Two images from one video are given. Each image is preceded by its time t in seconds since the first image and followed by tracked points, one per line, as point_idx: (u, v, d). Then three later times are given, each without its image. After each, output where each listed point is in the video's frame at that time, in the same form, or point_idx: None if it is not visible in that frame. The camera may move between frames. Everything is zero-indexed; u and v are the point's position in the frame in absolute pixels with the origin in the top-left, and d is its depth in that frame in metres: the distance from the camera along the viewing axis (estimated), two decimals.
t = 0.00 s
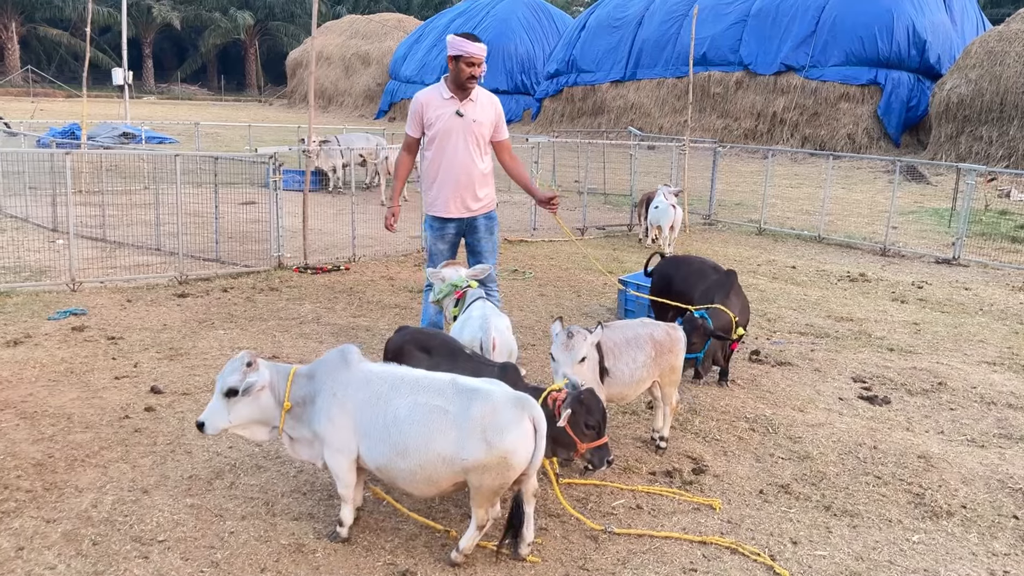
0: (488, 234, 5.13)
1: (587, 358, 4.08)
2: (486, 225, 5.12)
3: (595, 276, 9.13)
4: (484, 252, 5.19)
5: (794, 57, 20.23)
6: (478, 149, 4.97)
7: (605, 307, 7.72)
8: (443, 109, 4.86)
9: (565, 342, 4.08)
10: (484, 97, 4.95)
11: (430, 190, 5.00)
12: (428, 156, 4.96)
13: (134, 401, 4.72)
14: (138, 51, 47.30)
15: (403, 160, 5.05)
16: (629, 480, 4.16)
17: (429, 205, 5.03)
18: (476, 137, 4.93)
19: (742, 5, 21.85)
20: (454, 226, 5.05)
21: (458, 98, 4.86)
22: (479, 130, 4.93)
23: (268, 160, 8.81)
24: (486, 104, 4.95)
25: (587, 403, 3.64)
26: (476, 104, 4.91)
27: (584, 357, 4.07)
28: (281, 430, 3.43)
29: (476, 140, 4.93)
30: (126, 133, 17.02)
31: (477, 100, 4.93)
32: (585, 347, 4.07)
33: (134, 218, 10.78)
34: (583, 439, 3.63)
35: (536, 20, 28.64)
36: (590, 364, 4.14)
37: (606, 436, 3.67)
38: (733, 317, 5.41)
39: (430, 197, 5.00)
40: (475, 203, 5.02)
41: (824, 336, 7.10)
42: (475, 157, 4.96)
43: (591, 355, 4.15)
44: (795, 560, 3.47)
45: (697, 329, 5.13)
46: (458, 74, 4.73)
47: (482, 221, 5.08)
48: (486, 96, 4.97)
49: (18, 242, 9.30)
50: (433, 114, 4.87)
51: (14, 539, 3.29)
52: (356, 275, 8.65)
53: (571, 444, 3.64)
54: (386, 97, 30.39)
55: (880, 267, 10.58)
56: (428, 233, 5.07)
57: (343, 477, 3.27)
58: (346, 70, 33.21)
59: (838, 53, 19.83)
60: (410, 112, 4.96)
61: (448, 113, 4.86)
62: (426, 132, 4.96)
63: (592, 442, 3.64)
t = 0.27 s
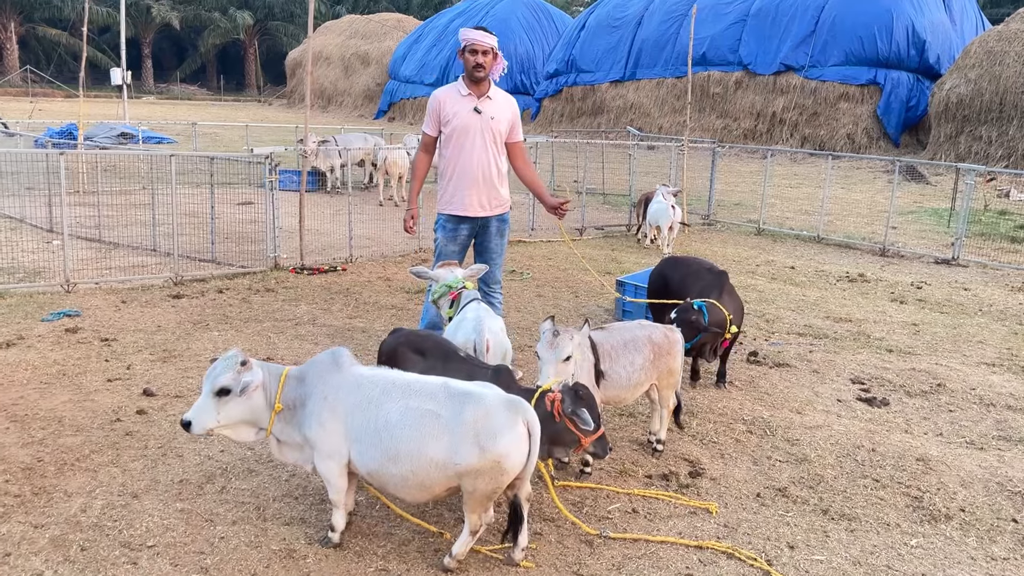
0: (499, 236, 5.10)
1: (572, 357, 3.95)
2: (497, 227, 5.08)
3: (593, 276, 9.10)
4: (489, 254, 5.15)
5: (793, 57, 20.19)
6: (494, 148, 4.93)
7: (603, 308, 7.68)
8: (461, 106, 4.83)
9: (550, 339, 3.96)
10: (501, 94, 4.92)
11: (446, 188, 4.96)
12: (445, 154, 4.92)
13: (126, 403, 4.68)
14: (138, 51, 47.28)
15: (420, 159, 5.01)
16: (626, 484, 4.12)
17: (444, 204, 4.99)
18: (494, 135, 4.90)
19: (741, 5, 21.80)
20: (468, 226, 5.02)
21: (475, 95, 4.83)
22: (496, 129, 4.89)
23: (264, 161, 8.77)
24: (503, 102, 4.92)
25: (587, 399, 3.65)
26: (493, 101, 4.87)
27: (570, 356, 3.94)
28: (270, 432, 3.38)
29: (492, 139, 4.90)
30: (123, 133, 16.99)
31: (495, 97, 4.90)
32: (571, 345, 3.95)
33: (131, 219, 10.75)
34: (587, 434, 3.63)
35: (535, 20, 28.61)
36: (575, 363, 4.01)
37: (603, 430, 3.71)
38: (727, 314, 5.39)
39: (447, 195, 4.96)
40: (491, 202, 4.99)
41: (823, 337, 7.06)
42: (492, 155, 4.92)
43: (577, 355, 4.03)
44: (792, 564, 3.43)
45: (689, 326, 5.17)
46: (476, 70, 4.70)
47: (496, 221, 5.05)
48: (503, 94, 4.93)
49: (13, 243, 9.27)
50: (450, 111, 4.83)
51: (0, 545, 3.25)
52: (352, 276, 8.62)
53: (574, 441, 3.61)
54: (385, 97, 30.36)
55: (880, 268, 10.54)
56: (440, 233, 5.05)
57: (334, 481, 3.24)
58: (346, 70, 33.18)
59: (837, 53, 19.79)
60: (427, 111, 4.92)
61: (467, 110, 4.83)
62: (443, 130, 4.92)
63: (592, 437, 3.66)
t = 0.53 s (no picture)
0: (505, 238, 5.04)
1: (558, 352, 3.99)
2: (505, 228, 5.02)
3: (591, 277, 9.06)
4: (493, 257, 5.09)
5: (791, 56, 20.16)
6: (508, 148, 4.88)
7: (600, 309, 7.64)
8: (477, 105, 4.78)
9: (536, 334, 4.01)
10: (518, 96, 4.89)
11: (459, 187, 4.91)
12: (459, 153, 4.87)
13: (118, 406, 4.64)
14: (135, 51, 47.22)
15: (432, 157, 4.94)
16: (621, 487, 4.09)
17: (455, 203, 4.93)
18: (509, 135, 4.86)
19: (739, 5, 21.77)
20: (478, 226, 4.96)
21: (491, 95, 4.79)
22: (511, 129, 4.86)
23: (259, 161, 8.74)
24: (518, 103, 4.89)
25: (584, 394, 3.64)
26: (509, 101, 4.84)
27: (554, 350, 3.98)
28: (258, 437, 3.35)
29: (506, 139, 4.86)
30: (120, 133, 16.94)
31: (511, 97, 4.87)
32: (558, 340, 4.00)
33: (127, 219, 10.70)
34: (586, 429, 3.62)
35: (533, 19, 28.57)
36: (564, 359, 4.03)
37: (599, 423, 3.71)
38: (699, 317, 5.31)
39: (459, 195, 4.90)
40: (503, 203, 4.94)
41: (821, 337, 7.03)
42: (505, 156, 4.88)
43: (566, 353, 4.04)
44: (789, 569, 3.40)
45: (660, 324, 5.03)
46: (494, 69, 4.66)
47: (506, 223, 5.00)
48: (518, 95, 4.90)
49: (7, 244, 9.22)
50: (466, 109, 4.78)
51: None
52: (348, 277, 8.57)
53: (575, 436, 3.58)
54: (382, 97, 30.32)
55: (878, 268, 10.52)
56: (447, 232, 4.98)
57: (324, 487, 3.20)
58: (344, 70, 33.14)
59: (836, 53, 19.78)
60: (442, 108, 4.86)
61: (483, 110, 4.78)
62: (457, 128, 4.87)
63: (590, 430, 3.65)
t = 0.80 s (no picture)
0: (505, 239, 5.02)
1: (541, 343, 3.93)
2: (504, 228, 4.99)
3: (588, 277, 9.02)
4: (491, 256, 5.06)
5: (789, 54, 20.13)
6: (512, 149, 4.83)
7: (597, 309, 7.60)
8: (484, 104, 4.69)
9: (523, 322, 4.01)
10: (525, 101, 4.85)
11: (458, 184, 4.81)
12: (461, 150, 4.76)
13: (109, 409, 4.59)
14: (132, 51, 47.11)
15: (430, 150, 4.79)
16: (619, 489, 4.04)
17: (455, 201, 4.83)
18: (513, 137, 4.80)
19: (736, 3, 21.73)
20: (479, 226, 4.89)
21: (499, 95, 4.71)
22: (516, 129, 4.80)
23: (254, 161, 8.69)
24: (523, 103, 4.84)
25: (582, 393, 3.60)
26: (514, 102, 4.78)
27: (536, 341, 3.93)
28: (249, 440, 3.31)
29: (511, 140, 4.80)
30: (115, 134, 16.88)
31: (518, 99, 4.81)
32: (542, 332, 3.94)
33: (121, 220, 10.64)
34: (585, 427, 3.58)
35: (530, 18, 28.53)
36: (549, 354, 3.98)
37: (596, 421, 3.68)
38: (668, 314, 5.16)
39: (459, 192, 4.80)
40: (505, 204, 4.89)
41: (819, 337, 6.99)
42: (509, 158, 4.83)
43: (552, 346, 3.99)
44: (788, 572, 3.35)
45: (634, 310, 5.01)
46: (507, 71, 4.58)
47: (506, 223, 4.95)
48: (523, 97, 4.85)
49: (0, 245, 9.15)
50: (472, 107, 4.68)
51: None
52: (344, 277, 8.52)
53: (574, 436, 3.54)
54: (379, 96, 30.25)
55: (876, 266, 10.49)
56: (451, 233, 4.88)
57: (317, 491, 3.16)
58: (340, 69, 33.08)
59: (833, 51, 19.76)
60: (444, 102, 4.73)
61: (490, 109, 4.70)
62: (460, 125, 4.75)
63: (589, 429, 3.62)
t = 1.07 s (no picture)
0: (499, 237, 5.01)
1: (528, 339, 3.88)
2: (500, 226, 4.98)
3: (584, 275, 8.98)
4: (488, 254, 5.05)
5: (786, 52, 20.12)
6: (505, 147, 4.81)
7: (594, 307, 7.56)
8: (479, 102, 4.64)
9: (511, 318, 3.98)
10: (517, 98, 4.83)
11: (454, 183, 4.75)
12: (456, 149, 4.70)
13: (102, 409, 4.55)
14: (127, 50, 46.98)
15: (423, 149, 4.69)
16: (616, 488, 4.01)
17: (451, 201, 4.77)
18: (506, 134, 4.78)
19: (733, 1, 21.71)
20: (475, 225, 4.86)
21: (493, 92, 4.67)
22: (509, 127, 4.78)
23: (249, 159, 8.64)
24: (514, 101, 4.81)
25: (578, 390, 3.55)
26: (508, 99, 4.76)
27: (523, 336, 3.87)
28: (242, 440, 3.28)
29: (505, 138, 4.78)
30: (110, 133, 16.82)
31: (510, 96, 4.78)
32: (530, 328, 3.88)
33: (116, 219, 10.59)
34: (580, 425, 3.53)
35: (527, 17, 28.49)
36: (538, 351, 3.91)
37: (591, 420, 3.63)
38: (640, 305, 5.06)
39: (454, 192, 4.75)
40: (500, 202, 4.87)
41: (817, 335, 6.96)
42: (504, 155, 4.81)
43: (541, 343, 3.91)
44: (786, 571, 3.33)
45: (610, 293, 5.05)
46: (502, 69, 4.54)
47: (502, 221, 4.95)
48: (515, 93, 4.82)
49: None
50: (466, 105, 4.61)
51: None
52: (340, 276, 8.48)
53: (570, 433, 3.50)
54: (376, 95, 30.19)
55: (873, 264, 10.47)
56: (449, 234, 4.82)
57: (310, 492, 3.13)
58: (337, 68, 33.01)
59: (830, 48, 19.77)
60: (437, 100, 4.63)
61: (485, 107, 4.65)
62: (454, 122, 4.67)
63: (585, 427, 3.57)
